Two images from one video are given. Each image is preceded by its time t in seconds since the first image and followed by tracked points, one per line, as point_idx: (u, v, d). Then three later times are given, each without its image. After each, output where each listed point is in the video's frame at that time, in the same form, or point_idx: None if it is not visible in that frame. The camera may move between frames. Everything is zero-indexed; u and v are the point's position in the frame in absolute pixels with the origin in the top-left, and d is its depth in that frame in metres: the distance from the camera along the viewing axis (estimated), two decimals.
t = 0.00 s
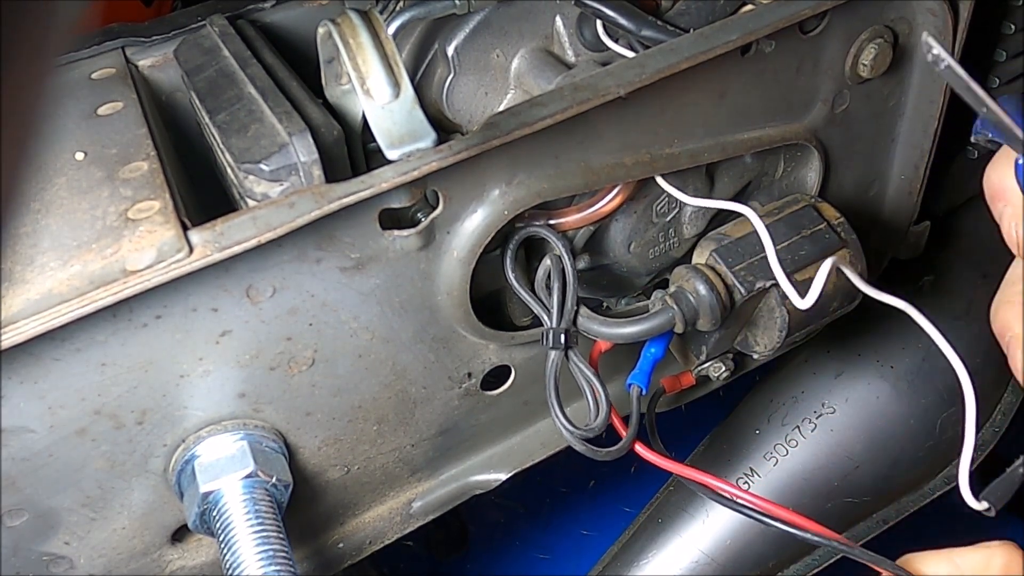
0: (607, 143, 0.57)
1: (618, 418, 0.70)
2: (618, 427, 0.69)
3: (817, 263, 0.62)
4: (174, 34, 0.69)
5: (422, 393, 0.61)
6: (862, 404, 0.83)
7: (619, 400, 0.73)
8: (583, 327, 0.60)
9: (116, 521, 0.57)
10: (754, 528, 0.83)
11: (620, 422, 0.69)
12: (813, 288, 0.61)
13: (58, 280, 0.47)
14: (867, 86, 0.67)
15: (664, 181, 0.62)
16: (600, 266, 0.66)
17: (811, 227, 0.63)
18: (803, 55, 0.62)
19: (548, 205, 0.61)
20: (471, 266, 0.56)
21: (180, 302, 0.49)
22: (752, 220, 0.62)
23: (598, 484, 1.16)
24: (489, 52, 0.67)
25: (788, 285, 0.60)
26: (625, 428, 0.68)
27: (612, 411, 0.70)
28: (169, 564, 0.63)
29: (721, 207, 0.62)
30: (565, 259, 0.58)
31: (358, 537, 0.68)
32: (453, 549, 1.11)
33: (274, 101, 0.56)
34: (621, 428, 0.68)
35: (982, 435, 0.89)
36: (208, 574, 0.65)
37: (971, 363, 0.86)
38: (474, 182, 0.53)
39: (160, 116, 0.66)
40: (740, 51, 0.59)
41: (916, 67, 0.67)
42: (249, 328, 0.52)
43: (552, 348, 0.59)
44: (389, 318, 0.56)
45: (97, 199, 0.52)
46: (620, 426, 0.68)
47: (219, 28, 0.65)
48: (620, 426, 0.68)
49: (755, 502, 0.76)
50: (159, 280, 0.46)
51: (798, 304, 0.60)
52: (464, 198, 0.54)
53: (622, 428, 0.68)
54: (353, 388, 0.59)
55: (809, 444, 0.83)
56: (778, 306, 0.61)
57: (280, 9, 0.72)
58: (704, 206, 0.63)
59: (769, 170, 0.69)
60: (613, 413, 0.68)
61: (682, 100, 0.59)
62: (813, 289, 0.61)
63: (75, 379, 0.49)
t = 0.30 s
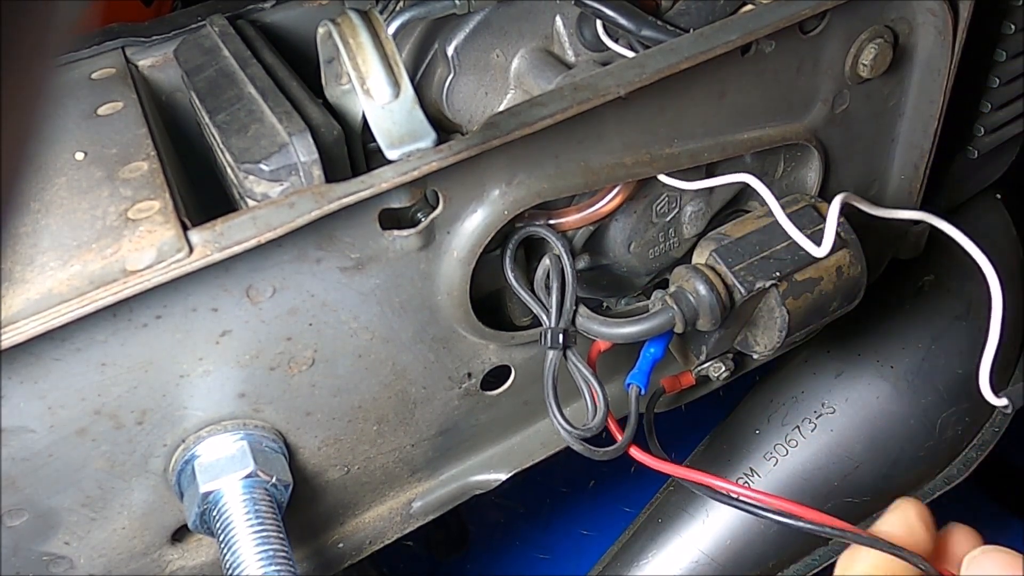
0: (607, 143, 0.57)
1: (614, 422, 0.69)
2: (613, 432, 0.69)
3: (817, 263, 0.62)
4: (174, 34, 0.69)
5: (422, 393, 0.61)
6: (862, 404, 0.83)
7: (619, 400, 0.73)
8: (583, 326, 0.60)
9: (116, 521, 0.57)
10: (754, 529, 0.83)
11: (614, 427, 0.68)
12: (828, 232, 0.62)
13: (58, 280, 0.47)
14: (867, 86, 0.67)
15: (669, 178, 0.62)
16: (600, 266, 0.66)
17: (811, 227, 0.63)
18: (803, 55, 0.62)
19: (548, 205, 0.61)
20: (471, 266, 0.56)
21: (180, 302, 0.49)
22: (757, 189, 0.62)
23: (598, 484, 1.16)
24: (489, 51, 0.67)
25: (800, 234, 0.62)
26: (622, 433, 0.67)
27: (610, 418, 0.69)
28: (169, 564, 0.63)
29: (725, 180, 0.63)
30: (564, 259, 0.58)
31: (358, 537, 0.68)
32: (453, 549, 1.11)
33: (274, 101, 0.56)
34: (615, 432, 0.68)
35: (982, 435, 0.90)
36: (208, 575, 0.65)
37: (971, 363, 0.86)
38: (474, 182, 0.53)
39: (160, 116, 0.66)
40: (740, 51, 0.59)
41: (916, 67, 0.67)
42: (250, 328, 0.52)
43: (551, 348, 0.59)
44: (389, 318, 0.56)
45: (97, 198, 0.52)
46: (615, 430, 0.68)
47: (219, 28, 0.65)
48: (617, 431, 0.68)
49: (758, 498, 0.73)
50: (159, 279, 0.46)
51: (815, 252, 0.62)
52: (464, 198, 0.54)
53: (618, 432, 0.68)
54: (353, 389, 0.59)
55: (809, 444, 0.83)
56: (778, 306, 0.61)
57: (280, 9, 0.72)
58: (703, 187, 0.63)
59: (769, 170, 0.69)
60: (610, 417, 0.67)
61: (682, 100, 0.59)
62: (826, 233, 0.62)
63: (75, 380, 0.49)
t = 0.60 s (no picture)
0: (607, 143, 0.57)
1: (613, 423, 0.69)
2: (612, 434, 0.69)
3: (817, 263, 0.62)
4: (174, 34, 0.69)
5: (422, 393, 0.61)
6: (862, 404, 0.83)
7: (619, 400, 0.73)
8: (583, 326, 0.60)
9: (116, 521, 0.57)
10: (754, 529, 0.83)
11: (614, 428, 0.68)
12: (803, 220, 0.62)
13: (58, 280, 0.47)
14: (867, 86, 0.67)
15: (670, 177, 0.62)
16: (600, 266, 0.66)
17: (811, 227, 0.63)
18: (803, 55, 0.62)
19: (548, 205, 0.61)
20: (471, 266, 0.56)
21: (180, 302, 0.49)
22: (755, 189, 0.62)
23: (598, 484, 1.15)
24: (489, 51, 0.67)
25: (779, 222, 0.62)
26: (621, 434, 0.67)
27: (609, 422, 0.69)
28: (169, 564, 0.63)
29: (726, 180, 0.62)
30: (564, 259, 0.58)
31: (358, 537, 0.68)
32: (452, 550, 1.11)
33: (274, 101, 0.56)
34: (615, 433, 0.68)
35: (981, 435, 0.90)
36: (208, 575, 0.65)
37: (970, 363, 0.86)
38: (474, 182, 0.53)
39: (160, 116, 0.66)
40: (740, 51, 0.59)
41: (916, 67, 0.67)
42: (250, 328, 0.52)
43: (551, 348, 0.59)
44: (389, 318, 0.56)
45: (97, 199, 0.52)
46: (615, 432, 0.68)
47: (219, 28, 0.65)
48: (615, 433, 0.68)
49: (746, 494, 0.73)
50: (159, 279, 0.46)
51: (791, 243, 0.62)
52: (464, 198, 0.54)
53: (617, 434, 0.68)
54: (353, 389, 0.59)
55: (808, 444, 0.83)
56: (778, 306, 0.61)
57: (280, 9, 0.72)
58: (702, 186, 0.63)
59: (769, 170, 0.69)
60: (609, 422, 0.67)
61: (682, 100, 0.59)
62: (800, 221, 0.62)
63: (75, 379, 0.49)
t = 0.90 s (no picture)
0: (607, 143, 0.57)
1: (614, 422, 0.69)
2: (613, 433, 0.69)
3: (817, 264, 0.62)
4: (174, 34, 0.69)
5: (422, 393, 0.61)
6: (862, 404, 0.83)
7: (619, 400, 0.73)
8: (583, 327, 0.60)
9: (116, 521, 0.57)
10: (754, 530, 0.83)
11: (615, 427, 0.68)
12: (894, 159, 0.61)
13: (58, 280, 0.47)
14: (867, 86, 0.67)
15: (681, 173, 0.62)
16: (600, 266, 0.66)
17: (811, 227, 0.63)
18: (803, 55, 0.62)
19: (548, 204, 0.61)
20: (471, 266, 0.56)
21: (180, 302, 0.49)
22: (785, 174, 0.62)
23: (598, 484, 1.16)
24: (489, 52, 0.67)
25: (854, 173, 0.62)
26: (621, 434, 0.67)
27: (608, 419, 0.69)
28: (169, 564, 0.63)
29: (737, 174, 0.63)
30: (564, 259, 0.58)
31: (358, 537, 0.68)
32: (453, 549, 1.10)
33: (274, 101, 0.56)
34: (615, 433, 0.68)
35: (981, 435, 0.90)
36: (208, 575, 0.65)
37: (970, 364, 0.86)
38: (474, 182, 0.53)
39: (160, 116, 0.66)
40: (740, 51, 0.59)
41: (916, 67, 0.67)
42: (250, 328, 0.52)
43: (551, 348, 0.59)
44: (389, 318, 0.56)
45: (97, 199, 0.52)
46: (615, 431, 0.68)
47: (219, 28, 0.65)
48: (617, 432, 0.68)
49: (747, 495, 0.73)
50: (159, 279, 0.46)
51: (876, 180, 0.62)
52: (464, 198, 0.54)
53: (618, 434, 0.68)
54: (353, 389, 0.59)
55: (809, 444, 0.83)
56: (779, 306, 0.61)
57: (280, 10, 0.72)
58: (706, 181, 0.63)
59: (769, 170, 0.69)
60: (609, 419, 0.67)
61: (682, 100, 0.59)
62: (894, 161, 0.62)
63: (75, 379, 0.49)
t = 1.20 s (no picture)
0: (608, 143, 0.57)
1: (614, 422, 0.69)
2: (613, 433, 0.69)
3: (817, 264, 0.62)
4: (174, 34, 0.69)
5: (422, 393, 0.61)
6: (862, 404, 0.83)
7: (619, 400, 0.73)
8: (583, 327, 0.60)
9: (116, 521, 0.57)
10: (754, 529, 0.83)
11: (614, 427, 0.68)
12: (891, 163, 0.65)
13: (58, 280, 0.47)
14: (867, 86, 0.67)
15: (686, 172, 0.63)
16: (600, 266, 0.66)
17: (811, 227, 0.63)
18: (803, 55, 0.62)
19: (548, 204, 0.61)
20: (471, 266, 0.56)
21: (180, 302, 0.49)
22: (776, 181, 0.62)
23: (598, 484, 1.16)
24: (489, 52, 0.67)
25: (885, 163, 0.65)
26: (621, 433, 0.67)
27: (609, 418, 0.69)
28: (169, 564, 0.63)
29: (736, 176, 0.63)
30: (564, 259, 0.58)
31: (358, 537, 0.68)
32: (452, 549, 1.10)
33: (274, 101, 0.56)
34: (615, 432, 0.68)
35: (981, 435, 0.90)
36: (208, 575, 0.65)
37: (970, 364, 0.87)
38: (474, 182, 0.53)
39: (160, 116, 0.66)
40: (740, 51, 0.59)
41: (916, 67, 0.68)
42: (250, 328, 0.52)
43: (551, 348, 0.59)
44: (389, 318, 0.56)
45: (97, 199, 0.52)
46: (616, 431, 0.68)
47: (219, 28, 0.65)
48: (616, 433, 0.68)
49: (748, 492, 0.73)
50: (159, 279, 0.46)
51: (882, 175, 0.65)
52: (464, 198, 0.54)
53: (618, 434, 0.68)
54: (353, 389, 0.59)
55: (809, 444, 0.83)
56: (779, 306, 0.61)
57: (279, 10, 0.72)
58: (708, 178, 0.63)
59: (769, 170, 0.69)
60: (609, 418, 0.67)
61: (682, 100, 0.59)
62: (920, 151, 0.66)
63: (75, 379, 0.49)
